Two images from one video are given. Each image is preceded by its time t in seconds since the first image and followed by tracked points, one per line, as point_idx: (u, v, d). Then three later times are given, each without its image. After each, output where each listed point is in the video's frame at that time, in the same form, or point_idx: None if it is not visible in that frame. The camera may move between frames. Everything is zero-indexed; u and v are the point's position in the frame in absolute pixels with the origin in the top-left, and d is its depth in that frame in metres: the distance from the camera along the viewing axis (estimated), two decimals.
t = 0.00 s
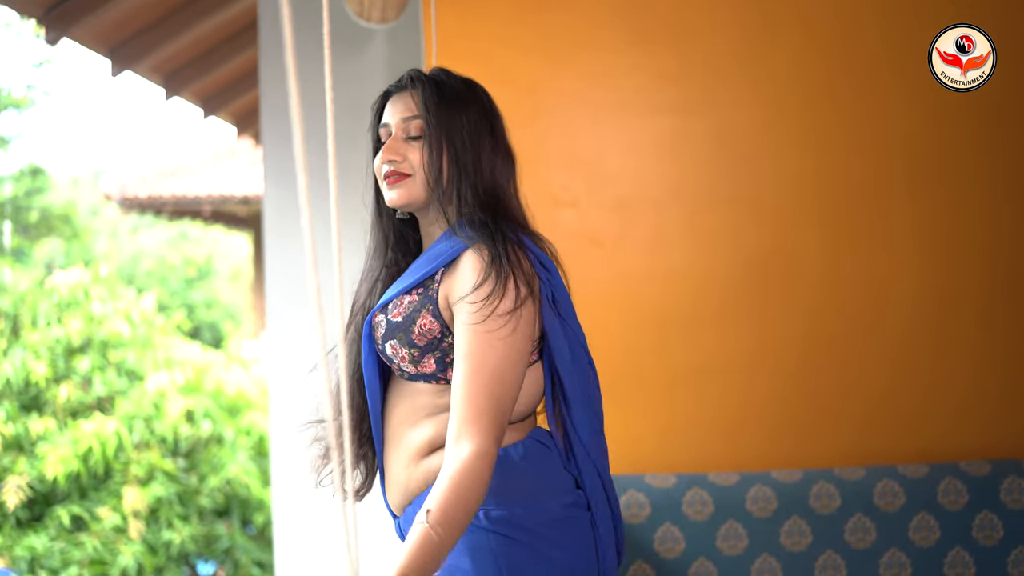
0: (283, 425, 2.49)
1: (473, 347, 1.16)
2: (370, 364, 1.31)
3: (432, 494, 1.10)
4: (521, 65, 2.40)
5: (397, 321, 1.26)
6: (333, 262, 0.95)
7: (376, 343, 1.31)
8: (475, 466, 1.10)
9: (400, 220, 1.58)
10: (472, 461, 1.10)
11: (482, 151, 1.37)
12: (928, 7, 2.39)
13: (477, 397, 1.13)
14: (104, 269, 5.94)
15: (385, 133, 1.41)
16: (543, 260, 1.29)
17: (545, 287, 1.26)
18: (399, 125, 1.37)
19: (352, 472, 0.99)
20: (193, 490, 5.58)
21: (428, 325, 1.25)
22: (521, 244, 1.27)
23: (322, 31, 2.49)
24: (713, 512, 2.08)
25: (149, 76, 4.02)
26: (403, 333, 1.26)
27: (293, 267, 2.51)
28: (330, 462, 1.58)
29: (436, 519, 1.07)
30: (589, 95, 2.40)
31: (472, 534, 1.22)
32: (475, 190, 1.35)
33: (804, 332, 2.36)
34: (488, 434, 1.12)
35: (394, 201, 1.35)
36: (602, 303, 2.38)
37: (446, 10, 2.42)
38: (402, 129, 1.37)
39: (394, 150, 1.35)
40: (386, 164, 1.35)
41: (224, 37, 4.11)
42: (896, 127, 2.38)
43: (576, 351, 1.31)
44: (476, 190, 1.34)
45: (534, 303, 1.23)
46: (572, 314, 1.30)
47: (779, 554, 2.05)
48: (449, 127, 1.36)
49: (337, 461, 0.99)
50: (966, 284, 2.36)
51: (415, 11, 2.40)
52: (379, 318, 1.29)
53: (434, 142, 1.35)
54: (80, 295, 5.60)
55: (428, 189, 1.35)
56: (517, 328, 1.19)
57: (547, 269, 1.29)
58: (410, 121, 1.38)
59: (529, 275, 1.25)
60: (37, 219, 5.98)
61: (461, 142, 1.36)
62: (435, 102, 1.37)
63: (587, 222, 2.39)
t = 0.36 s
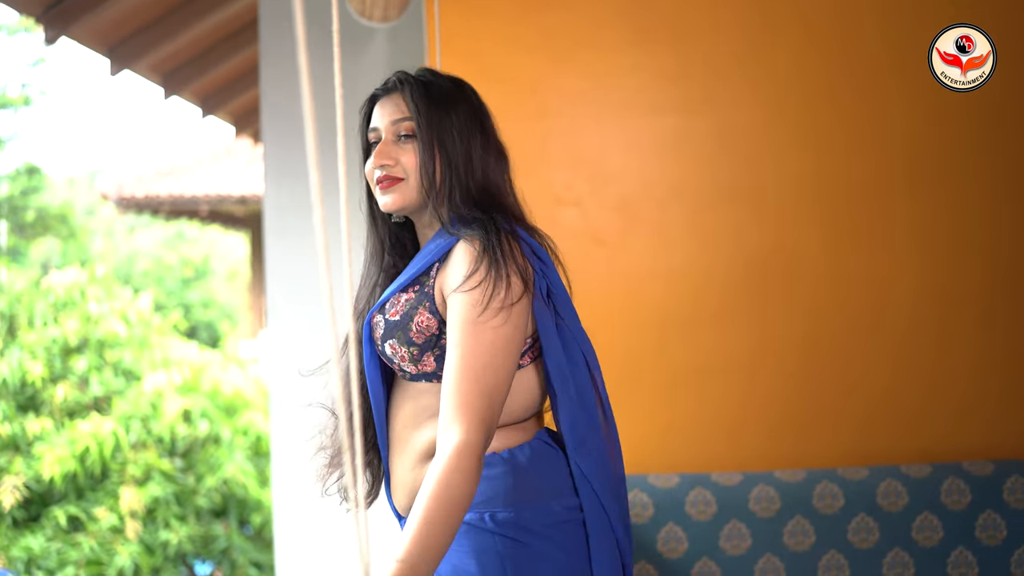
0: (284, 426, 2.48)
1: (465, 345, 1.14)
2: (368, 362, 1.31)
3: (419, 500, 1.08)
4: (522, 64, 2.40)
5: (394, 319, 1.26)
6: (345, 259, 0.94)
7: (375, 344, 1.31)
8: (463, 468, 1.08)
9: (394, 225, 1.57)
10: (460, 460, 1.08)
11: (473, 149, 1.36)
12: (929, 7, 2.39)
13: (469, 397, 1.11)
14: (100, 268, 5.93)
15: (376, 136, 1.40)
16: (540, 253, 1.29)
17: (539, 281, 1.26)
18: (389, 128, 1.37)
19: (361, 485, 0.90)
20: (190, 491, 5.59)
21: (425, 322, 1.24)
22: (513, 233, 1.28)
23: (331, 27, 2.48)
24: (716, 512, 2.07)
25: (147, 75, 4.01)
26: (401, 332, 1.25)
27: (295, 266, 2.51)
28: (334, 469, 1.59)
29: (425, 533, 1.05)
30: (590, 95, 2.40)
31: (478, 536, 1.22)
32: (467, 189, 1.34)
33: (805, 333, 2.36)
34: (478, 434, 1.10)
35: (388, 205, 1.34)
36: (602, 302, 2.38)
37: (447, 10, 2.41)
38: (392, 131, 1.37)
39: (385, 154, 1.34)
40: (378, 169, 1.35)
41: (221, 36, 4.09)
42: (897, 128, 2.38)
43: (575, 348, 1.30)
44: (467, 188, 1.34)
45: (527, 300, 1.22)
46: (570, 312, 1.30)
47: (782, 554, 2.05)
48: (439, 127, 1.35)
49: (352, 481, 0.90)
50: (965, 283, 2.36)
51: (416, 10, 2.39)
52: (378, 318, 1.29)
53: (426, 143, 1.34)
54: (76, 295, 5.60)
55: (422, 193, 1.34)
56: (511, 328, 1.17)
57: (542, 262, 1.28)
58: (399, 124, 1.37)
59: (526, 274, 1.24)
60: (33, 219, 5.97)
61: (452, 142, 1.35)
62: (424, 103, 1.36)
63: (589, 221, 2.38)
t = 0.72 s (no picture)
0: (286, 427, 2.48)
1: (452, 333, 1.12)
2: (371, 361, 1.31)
3: (411, 489, 1.06)
4: (526, 62, 2.39)
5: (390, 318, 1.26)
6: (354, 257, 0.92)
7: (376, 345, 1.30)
8: (449, 457, 1.07)
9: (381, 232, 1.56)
10: (444, 449, 1.07)
11: (451, 147, 1.36)
12: (930, 6, 2.39)
13: (455, 386, 1.10)
14: (97, 269, 6.01)
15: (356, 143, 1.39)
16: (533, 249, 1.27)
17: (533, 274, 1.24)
18: (368, 135, 1.36)
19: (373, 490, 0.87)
20: (187, 491, 5.60)
21: (422, 318, 1.23)
22: (502, 223, 1.26)
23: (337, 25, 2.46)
24: (720, 511, 2.07)
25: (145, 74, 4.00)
26: (398, 330, 1.25)
27: (296, 266, 2.50)
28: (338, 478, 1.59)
29: (419, 524, 1.03)
30: (592, 93, 2.39)
31: (482, 539, 1.21)
32: (451, 188, 1.34)
33: (806, 334, 2.36)
34: (460, 424, 1.09)
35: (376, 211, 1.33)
36: (604, 301, 2.37)
37: (449, 8, 2.40)
38: (372, 138, 1.36)
39: (368, 161, 1.33)
40: (363, 177, 1.33)
41: (218, 36, 4.09)
42: (898, 129, 2.38)
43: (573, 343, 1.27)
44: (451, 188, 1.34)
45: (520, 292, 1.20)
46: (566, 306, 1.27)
47: (785, 553, 2.04)
48: (416, 128, 1.35)
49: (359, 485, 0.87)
50: (966, 283, 2.36)
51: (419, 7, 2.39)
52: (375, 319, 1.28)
53: (406, 146, 1.34)
54: (73, 295, 5.59)
55: (409, 196, 1.34)
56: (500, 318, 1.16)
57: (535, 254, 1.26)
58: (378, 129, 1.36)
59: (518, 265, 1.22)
60: (30, 218, 6.08)
61: (432, 143, 1.35)
62: (398, 106, 1.36)
63: (592, 219, 2.38)
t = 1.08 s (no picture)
0: (286, 428, 2.47)
1: (448, 332, 1.12)
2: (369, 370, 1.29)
3: (413, 490, 1.07)
4: (529, 62, 2.38)
5: (386, 321, 1.25)
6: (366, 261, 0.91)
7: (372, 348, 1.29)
8: (448, 457, 1.07)
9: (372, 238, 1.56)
10: (443, 449, 1.07)
11: (436, 147, 1.34)
12: (931, 6, 2.38)
13: (452, 384, 1.10)
14: (96, 269, 5.98)
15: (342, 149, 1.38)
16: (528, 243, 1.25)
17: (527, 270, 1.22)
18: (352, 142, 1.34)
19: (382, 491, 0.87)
20: (187, 492, 5.61)
21: (419, 319, 1.23)
22: (493, 217, 1.24)
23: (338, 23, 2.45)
24: (723, 511, 2.06)
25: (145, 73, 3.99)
26: (395, 331, 1.24)
27: (297, 264, 2.49)
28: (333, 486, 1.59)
29: (421, 527, 1.05)
30: (595, 92, 2.39)
31: (486, 541, 1.20)
32: (439, 188, 1.33)
33: (807, 335, 2.35)
34: (458, 422, 1.09)
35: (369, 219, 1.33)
36: (606, 301, 2.36)
37: (452, 8, 2.40)
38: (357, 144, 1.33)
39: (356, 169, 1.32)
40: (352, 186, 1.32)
41: (217, 35, 4.08)
42: (899, 131, 2.37)
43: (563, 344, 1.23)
44: (438, 188, 1.33)
45: (513, 287, 1.19)
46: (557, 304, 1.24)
47: (789, 553, 2.04)
48: (397, 130, 1.33)
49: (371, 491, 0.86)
50: (966, 284, 2.35)
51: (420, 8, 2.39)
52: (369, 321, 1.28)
53: (390, 152, 1.32)
54: (72, 295, 5.58)
55: (399, 201, 1.33)
56: (494, 314, 1.15)
57: (527, 249, 1.24)
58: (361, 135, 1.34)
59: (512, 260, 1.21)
60: (27, 218, 6.05)
61: (416, 145, 1.33)
62: (380, 110, 1.34)
63: (594, 218, 2.37)
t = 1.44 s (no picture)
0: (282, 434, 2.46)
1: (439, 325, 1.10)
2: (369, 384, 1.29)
3: (412, 491, 1.06)
4: (532, 60, 2.37)
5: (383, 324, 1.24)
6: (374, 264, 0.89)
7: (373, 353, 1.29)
8: (443, 456, 1.06)
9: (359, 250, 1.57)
10: (439, 449, 1.06)
11: (424, 149, 1.34)
12: (930, 6, 2.37)
13: (446, 380, 1.08)
14: (97, 269, 5.97)
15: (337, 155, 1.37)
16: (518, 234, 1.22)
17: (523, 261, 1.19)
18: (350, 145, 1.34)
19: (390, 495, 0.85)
20: (187, 493, 5.62)
21: (416, 319, 1.22)
22: (483, 211, 1.22)
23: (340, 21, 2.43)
24: (729, 512, 2.05)
25: (144, 71, 3.97)
26: (392, 334, 1.23)
27: (290, 266, 2.47)
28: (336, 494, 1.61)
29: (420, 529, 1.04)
30: (597, 91, 2.37)
31: (494, 543, 1.19)
32: (428, 192, 1.34)
33: (813, 335, 2.34)
34: (453, 418, 1.07)
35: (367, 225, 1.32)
36: (609, 300, 2.35)
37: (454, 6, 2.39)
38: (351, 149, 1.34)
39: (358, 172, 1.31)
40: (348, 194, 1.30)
41: (215, 34, 4.05)
42: (902, 130, 2.36)
43: (546, 337, 1.18)
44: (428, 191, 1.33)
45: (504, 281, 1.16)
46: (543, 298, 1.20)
47: (794, 554, 2.02)
48: (388, 134, 1.33)
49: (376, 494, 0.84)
50: (972, 282, 2.34)
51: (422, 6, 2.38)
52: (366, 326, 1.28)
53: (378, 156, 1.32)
54: (72, 295, 5.57)
55: (391, 206, 1.33)
56: (486, 309, 1.13)
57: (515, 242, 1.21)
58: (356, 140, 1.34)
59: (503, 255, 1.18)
60: (25, 219, 6.01)
61: (407, 148, 1.33)
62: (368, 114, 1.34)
63: (597, 217, 2.35)
